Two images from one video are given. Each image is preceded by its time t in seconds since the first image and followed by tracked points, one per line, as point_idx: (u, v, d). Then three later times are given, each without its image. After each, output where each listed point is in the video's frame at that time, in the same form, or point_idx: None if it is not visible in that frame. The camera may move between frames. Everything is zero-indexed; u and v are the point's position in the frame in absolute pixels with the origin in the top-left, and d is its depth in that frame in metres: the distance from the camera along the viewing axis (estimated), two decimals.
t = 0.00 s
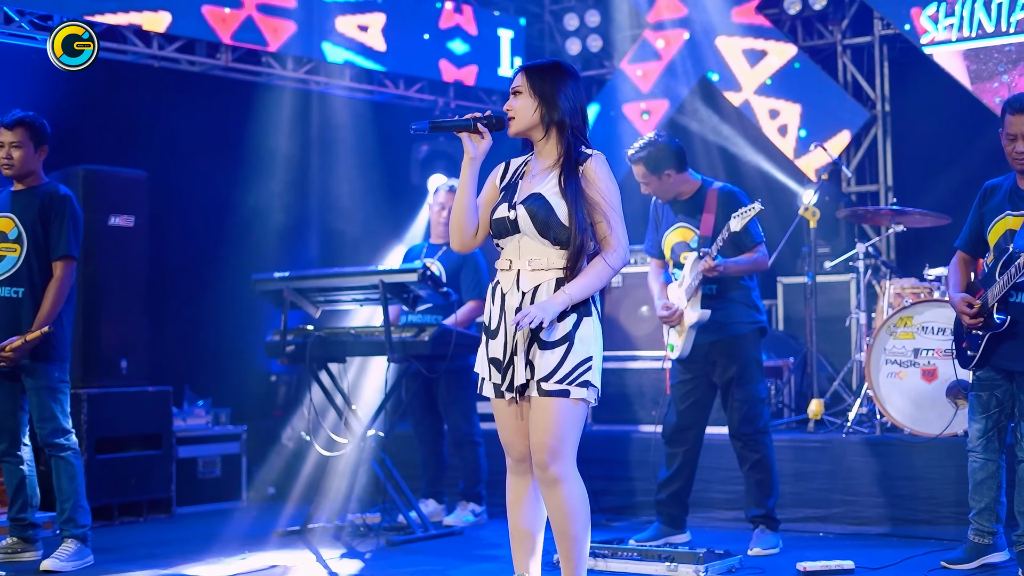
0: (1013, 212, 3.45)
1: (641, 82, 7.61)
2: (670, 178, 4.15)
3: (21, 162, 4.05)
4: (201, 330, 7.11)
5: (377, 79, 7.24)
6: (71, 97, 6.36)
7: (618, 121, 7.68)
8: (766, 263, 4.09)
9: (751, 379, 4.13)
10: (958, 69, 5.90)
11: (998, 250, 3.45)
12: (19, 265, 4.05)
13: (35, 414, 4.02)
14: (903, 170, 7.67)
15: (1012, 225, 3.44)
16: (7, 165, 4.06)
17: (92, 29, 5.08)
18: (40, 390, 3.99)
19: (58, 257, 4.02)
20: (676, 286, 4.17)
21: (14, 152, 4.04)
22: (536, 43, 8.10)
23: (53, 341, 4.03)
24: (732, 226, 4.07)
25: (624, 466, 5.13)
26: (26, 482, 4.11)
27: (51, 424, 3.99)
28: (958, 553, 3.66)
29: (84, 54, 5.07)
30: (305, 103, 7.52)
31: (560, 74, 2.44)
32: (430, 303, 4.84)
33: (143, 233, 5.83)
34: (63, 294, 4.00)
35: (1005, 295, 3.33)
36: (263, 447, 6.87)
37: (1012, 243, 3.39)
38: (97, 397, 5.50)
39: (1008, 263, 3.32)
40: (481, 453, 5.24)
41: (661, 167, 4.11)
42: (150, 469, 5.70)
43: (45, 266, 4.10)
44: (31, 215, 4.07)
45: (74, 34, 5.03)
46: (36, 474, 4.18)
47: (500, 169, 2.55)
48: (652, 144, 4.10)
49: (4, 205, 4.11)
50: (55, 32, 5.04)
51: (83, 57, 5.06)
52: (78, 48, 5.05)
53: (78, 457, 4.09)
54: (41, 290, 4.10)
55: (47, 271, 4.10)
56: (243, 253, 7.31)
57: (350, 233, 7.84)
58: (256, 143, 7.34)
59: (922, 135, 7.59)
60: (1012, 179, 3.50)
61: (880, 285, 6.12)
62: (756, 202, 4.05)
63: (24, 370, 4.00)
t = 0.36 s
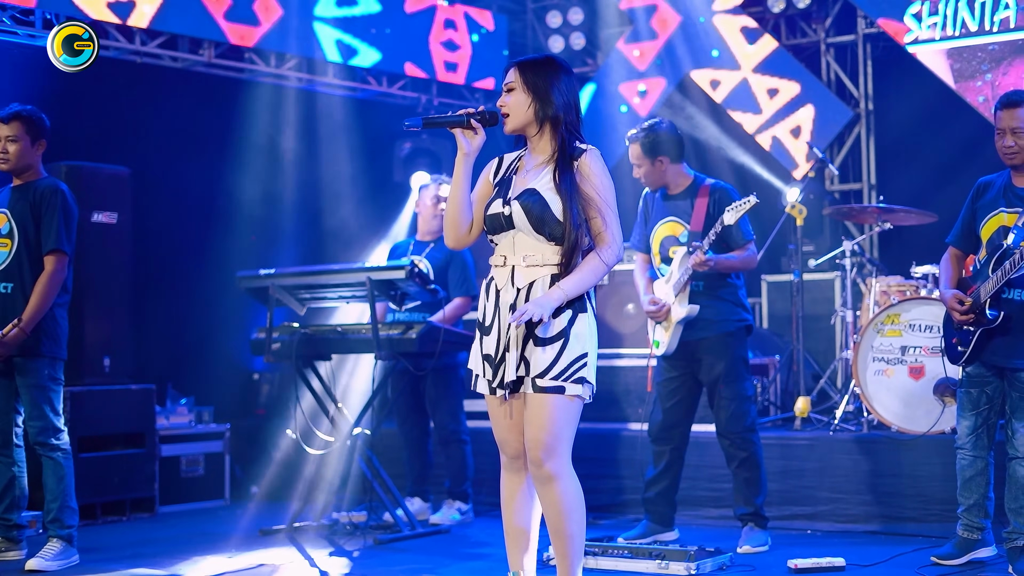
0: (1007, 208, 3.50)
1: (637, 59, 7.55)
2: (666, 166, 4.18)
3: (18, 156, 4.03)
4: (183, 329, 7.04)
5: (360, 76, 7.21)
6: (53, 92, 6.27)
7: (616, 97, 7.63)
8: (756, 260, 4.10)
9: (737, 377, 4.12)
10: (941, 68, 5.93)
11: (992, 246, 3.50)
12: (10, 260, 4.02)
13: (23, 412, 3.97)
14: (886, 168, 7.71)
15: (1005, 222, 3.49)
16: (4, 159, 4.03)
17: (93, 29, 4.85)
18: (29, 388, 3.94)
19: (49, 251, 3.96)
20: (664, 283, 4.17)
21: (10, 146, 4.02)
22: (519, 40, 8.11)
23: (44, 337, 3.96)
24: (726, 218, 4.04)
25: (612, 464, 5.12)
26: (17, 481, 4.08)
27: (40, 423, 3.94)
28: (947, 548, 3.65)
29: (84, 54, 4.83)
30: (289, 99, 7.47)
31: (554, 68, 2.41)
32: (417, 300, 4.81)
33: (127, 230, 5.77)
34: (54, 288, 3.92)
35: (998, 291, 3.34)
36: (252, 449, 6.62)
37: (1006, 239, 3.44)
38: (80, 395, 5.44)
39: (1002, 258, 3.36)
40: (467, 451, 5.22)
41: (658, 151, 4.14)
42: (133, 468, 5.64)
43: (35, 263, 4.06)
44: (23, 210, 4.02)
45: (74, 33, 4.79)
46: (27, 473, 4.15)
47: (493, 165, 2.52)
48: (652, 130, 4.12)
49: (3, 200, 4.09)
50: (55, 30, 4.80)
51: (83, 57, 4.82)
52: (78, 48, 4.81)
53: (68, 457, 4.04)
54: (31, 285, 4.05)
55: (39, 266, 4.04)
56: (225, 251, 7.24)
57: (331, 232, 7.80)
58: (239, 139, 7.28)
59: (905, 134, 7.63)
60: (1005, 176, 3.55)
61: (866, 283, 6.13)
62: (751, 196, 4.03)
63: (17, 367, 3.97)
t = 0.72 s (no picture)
0: (1001, 209, 3.51)
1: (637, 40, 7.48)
2: (655, 173, 4.15)
3: (6, 156, 3.98)
4: (167, 332, 6.98)
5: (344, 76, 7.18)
6: (36, 91, 6.20)
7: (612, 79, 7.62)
8: (751, 262, 4.11)
9: (732, 378, 4.13)
10: (925, 68, 6.00)
11: (985, 246, 3.51)
12: None
13: (11, 415, 3.92)
14: (871, 170, 7.74)
15: (999, 222, 3.50)
16: None
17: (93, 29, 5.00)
18: (18, 391, 3.90)
19: (37, 252, 3.91)
20: (660, 284, 4.17)
21: None
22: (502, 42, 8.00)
23: (33, 340, 3.91)
24: (732, 224, 4.05)
25: (602, 466, 5.11)
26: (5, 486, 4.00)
27: (28, 426, 3.89)
28: (914, 544, 3.68)
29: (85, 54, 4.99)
30: (274, 100, 7.42)
31: (551, 67, 2.40)
32: (406, 301, 4.78)
33: (111, 231, 5.72)
34: (42, 290, 3.88)
35: (993, 291, 3.35)
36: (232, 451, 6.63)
37: (1000, 239, 3.44)
38: (64, 397, 5.38)
39: (995, 259, 3.33)
40: (455, 453, 5.20)
41: (646, 160, 4.10)
42: (118, 471, 5.59)
43: (23, 263, 4.01)
44: (12, 212, 3.98)
45: (74, 34, 4.96)
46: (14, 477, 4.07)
47: (490, 165, 2.51)
48: (640, 137, 4.10)
49: None
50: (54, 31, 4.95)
51: (82, 57, 4.98)
52: (79, 47, 4.98)
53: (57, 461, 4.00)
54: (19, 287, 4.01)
55: (27, 268, 4.00)
56: (209, 253, 7.18)
57: (315, 233, 7.76)
58: (224, 140, 7.24)
59: (889, 135, 7.66)
60: (997, 177, 3.57)
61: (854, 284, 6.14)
62: (758, 202, 4.05)
63: (6, 370, 3.90)
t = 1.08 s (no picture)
0: (986, 210, 3.52)
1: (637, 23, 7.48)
2: (645, 172, 4.18)
3: None
4: (151, 331, 6.91)
5: (326, 74, 7.13)
6: (18, 89, 6.11)
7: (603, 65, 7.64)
8: (742, 262, 4.10)
9: (724, 379, 4.12)
10: (911, 71, 5.99)
11: (971, 246, 3.53)
12: None
13: None
14: (855, 171, 7.77)
15: (986, 223, 3.51)
16: None
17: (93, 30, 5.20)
18: None
19: (18, 253, 3.86)
20: (650, 285, 4.16)
21: None
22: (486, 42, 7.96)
23: (14, 341, 3.85)
24: (721, 223, 4.09)
25: (592, 467, 5.09)
26: None
27: (11, 427, 3.83)
28: (906, 551, 3.60)
29: (84, 55, 5.17)
30: (257, 98, 7.36)
31: (552, 66, 2.41)
32: (396, 301, 4.73)
33: (94, 231, 5.65)
34: (24, 290, 3.84)
35: (981, 292, 3.36)
36: (221, 453, 6.51)
37: (987, 240, 3.46)
38: (47, 398, 5.31)
39: (983, 260, 3.36)
40: (444, 454, 5.17)
41: (635, 159, 4.12)
42: (101, 473, 5.52)
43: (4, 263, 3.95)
44: None
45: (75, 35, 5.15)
46: None
47: (491, 166, 2.52)
48: (630, 136, 4.10)
49: None
50: (53, 32, 5.09)
51: (82, 57, 5.16)
52: (79, 49, 5.15)
53: (40, 461, 3.94)
54: None
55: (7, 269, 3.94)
56: (192, 252, 7.12)
57: (299, 233, 7.72)
58: (206, 138, 7.17)
59: (873, 136, 7.69)
60: (980, 179, 3.59)
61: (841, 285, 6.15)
62: (747, 202, 4.09)
63: None
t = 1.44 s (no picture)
0: (969, 208, 3.53)
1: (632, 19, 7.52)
2: (642, 163, 4.15)
3: None
4: (136, 330, 6.84)
5: (311, 73, 7.07)
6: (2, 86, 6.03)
7: (596, 56, 7.59)
8: (734, 259, 4.07)
9: (714, 378, 4.09)
10: (898, 68, 6.26)
11: (953, 244, 3.54)
12: None
13: None
14: (842, 170, 7.79)
15: (968, 221, 3.53)
16: None
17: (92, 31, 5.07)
18: None
19: None
20: (641, 280, 4.13)
21: None
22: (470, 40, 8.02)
23: None
24: (709, 214, 4.04)
25: (586, 466, 5.07)
26: None
27: None
28: (902, 552, 3.58)
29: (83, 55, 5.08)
30: (243, 96, 7.28)
31: (559, 65, 2.49)
32: (386, 301, 4.70)
33: (79, 230, 5.59)
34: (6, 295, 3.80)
35: (962, 290, 3.38)
36: (208, 452, 6.46)
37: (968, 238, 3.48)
38: (32, 399, 5.25)
39: (965, 257, 3.38)
40: (435, 454, 5.14)
41: (631, 147, 4.10)
42: (87, 474, 5.46)
43: None
44: None
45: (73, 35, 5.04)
46: None
47: (491, 163, 2.57)
48: (632, 124, 4.11)
49: None
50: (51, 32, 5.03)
51: (83, 57, 5.07)
52: (77, 49, 5.05)
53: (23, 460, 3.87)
54: None
55: None
56: (178, 251, 7.05)
57: (285, 232, 7.66)
58: (192, 136, 7.10)
59: (861, 135, 7.70)
60: (963, 177, 3.60)
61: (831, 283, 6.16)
62: (737, 192, 4.05)
63: None
